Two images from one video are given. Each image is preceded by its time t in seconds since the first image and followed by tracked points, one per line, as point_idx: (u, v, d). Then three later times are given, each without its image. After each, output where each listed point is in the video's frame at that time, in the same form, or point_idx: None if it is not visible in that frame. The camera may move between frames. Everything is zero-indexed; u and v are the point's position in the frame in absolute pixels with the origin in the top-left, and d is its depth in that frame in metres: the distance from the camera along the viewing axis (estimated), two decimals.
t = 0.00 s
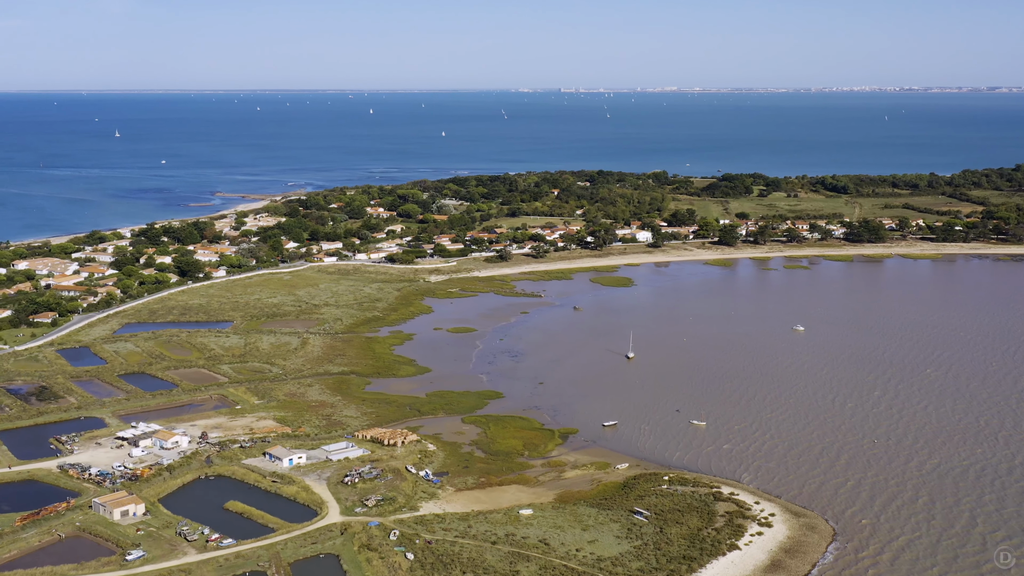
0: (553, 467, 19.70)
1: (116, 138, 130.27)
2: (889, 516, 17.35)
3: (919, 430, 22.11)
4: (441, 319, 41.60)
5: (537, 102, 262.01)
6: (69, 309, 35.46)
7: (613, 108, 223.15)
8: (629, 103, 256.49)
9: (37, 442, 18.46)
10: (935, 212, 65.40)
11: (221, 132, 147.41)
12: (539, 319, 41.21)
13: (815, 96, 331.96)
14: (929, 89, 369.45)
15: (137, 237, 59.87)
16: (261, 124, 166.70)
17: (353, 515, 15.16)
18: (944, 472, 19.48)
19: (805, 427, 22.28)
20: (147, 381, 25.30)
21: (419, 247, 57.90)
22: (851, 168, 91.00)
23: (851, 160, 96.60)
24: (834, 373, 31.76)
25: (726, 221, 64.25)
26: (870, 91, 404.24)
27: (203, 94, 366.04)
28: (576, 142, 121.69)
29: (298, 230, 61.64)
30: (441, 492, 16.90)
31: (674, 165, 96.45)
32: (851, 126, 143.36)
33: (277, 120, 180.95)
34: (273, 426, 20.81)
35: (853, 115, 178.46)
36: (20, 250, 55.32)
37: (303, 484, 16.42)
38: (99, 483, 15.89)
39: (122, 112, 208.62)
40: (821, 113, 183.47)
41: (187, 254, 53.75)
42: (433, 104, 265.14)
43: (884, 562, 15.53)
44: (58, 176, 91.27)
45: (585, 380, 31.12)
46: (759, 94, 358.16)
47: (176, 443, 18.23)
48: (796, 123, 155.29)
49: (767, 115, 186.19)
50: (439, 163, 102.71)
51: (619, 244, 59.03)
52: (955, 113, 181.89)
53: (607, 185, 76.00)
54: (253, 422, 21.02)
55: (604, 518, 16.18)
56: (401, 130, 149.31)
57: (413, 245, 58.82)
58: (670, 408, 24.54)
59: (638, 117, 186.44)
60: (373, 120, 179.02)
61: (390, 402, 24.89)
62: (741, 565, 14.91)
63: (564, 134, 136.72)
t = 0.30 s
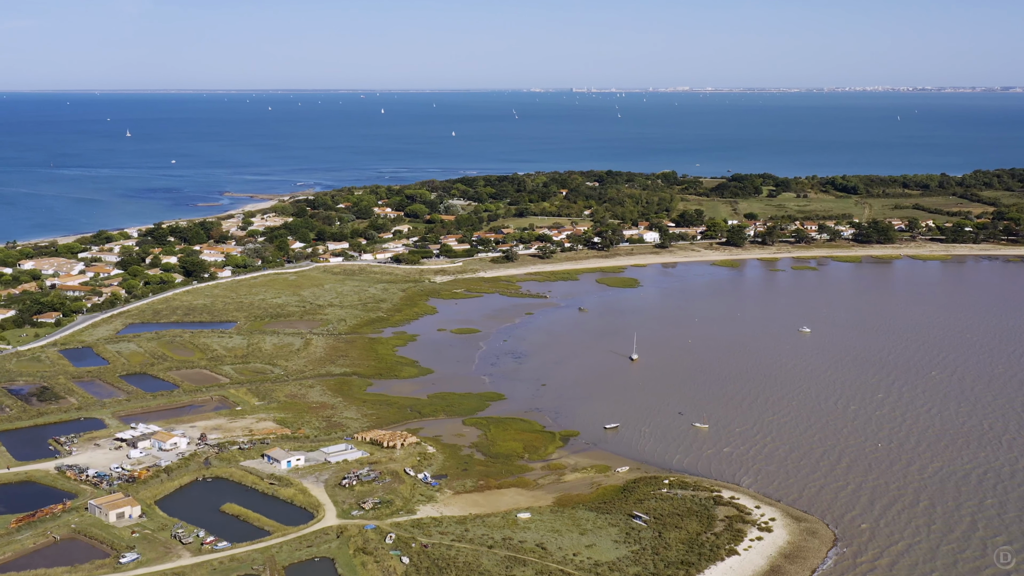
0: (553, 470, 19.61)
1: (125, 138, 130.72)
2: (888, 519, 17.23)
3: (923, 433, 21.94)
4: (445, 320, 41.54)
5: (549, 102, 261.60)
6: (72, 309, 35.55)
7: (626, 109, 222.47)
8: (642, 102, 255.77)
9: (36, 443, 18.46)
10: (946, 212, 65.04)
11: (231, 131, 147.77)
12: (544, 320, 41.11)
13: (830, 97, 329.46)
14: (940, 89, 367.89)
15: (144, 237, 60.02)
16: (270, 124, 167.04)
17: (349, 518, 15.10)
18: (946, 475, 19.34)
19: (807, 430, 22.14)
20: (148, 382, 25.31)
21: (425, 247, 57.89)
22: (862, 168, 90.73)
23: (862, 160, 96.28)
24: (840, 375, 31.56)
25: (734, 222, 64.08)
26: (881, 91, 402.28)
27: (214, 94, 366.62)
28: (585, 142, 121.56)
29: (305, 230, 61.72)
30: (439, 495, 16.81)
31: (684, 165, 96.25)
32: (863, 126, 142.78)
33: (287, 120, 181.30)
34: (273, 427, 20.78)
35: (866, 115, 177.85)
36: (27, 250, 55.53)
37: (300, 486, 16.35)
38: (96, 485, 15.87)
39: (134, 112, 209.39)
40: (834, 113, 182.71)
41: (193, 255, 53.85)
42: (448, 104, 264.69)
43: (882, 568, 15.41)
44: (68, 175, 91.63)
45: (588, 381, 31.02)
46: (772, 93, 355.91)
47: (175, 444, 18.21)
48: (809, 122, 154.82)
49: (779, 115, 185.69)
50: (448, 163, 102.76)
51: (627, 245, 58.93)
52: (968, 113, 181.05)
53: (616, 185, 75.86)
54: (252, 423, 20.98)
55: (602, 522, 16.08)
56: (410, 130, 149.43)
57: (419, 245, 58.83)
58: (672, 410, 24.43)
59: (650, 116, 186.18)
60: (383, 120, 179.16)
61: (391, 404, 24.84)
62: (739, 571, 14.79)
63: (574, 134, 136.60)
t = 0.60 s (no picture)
0: (552, 473, 19.52)
1: (136, 138, 131.33)
2: (889, 523, 17.10)
3: (926, 436, 21.77)
4: (449, 321, 41.47)
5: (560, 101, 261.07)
6: (76, 309, 35.63)
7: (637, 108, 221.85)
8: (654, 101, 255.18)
9: (34, 444, 18.45)
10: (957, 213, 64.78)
11: (240, 131, 148.18)
12: (548, 321, 40.99)
13: (841, 97, 328.51)
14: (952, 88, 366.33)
15: (151, 237, 60.16)
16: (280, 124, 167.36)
17: (345, 521, 15.03)
18: (949, 479, 19.20)
19: (810, 433, 21.98)
20: (150, 383, 25.33)
21: (431, 248, 57.88)
22: (873, 168, 90.39)
23: (873, 160, 96.00)
24: (845, 377, 31.38)
25: (743, 222, 63.90)
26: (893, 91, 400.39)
27: (225, 95, 367.96)
28: (595, 142, 121.43)
29: (311, 230, 61.77)
30: (437, 498, 16.72)
31: (694, 165, 96.06)
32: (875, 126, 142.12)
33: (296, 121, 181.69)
34: (273, 429, 20.75)
35: (878, 115, 177.19)
36: (33, 250, 55.72)
37: (298, 489, 16.31)
38: (93, 487, 15.84)
39: (145, 111, 209.63)
40: (846, 113, 181.96)
41: (198, 255, 53.96)
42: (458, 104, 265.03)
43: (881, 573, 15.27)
44: (77, 175, 92.00)
45: (591, 383, 30.91)
46: (783, 92, 354.87)
47: (173, 446, 18.18)
48: (820, 122, 154.47)
49: (790, 114, 185.21)
50: (456, 163, 102.82)
51: (634, 245, 58.80)
52: (982, 113, 180.15)
53: (624, 185, 75.73)
54: (252, 424, 20.94)
55: (601, 527, 15.97)
56: (420, 130, 149.57)
57: (426, 245, 58.83)
58: (675, 413, 24.28)
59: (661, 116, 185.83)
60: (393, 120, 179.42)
61: (392, 405, 24.79)
62: None
63: (584, 134, 136.60)
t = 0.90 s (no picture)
0: (552, 476, 19.42)
1: (146, 138, 131.88)
2: (889, 528, 16.96)
3: (929, 439, 21.58)
4: (453, 322, 41.41)
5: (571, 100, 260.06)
6: (80, 309, 35.71)
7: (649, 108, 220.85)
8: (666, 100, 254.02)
9: (33, 445, 18.46)
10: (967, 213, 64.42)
11: (250, 130, 148.54)
12: (553, 322, 40.88)
13: (853, 97, 326.27)
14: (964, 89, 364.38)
15: (157, 237, 60.30)
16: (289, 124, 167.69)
17: (341, 524, 14.98)
18: (950, 483, 19.03)
19: (812, 436, 21.83)
20: (151, 383, 25.34)
21: (437, 248, 57.83)
22: (883, 168, 89.94)
23: (884, 160, 95.58)
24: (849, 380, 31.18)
25: (751, 222, 63.65)
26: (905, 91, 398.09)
27: (236, 95, 368.31)
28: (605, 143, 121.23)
29: (318, 230, 61.81)
30: (434, 501, 16.66)
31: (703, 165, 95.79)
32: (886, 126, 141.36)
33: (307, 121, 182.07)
34: (272, 430, 20.72)
35: (891, 114, 176.32)
36: (40, 250, 55.91)
37: (295, 491, 16.25)
38: (90, 488, 15.83)
39: (158, 111, 210.32)
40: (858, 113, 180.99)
41: (204, 255, 54.06)
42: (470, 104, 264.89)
43: None
44: (86, 174, 92.36)
45: (594, 385, 30.79)
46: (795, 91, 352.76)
47: (171, 448, 18.16)
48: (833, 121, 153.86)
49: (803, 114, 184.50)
50: (465, 162, 102.84)
51: (641, 246, 58.65)
52: (997, 113, 179.05)
53: (633, 185, 75.56)
54: (251, 426, 20.91)
55: (599, 530, 15.88)
56: (429, 130, 149.64)
57: (432, 245, 58.79)
58: (678, 415, 24.15)
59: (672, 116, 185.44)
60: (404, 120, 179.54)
61: (393, 407, 24.72)
62: None
63: (594, 134, 136.46)
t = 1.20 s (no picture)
0: (551, 479, 19.32)
1: (156, 138, 132.37)
2: (888, 532, 16.81)
3: (932, 443, 21.41)
4: (457, 322, 41.33)
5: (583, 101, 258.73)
6: (84, 309, 35.81)
7: (661, 108, 219.67)
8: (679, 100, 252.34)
9: (32, 446, 18.46)
10: (978, 214, 64.03)
11: (260, 130, 148.88)
12: (558, 323, 40.75)
13: (868, 98, 323.45)
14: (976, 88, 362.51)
15: (164, 237, 60.42)
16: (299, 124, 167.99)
17: (338, 527, 14.92)
18: (952, 486, 18.89)
19: (814, 439, 21.67)
20: (152, 384, 25.31)
21: (444, 248, 57.77)
22: (895, 168, 89.45)
23: (896, 160, 95.12)
24: (854, 382, 31.02)
25: (760, 222, 63.39)
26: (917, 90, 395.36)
27: (247, 95, 368.74)
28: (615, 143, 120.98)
29: (324, 231, 61.85)
30: (432, 504, 16.58)
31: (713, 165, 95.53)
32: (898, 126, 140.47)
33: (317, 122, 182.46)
34: (272, 432, 20.68)
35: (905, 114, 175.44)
36: (47, 249, 56.08)
37: (292, 493, 16.21)
38: (87, 489, 15.81)
39: (170, 112, 211.05)
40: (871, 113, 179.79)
41: (210, 255, 54.14)
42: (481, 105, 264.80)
43: None
44: (96, 174, 92.76)
45: (598, 387, 30.67)
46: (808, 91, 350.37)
47: (170, 449, 18.13)
48: (845, 121, 153.30)
49: (815, 113, 183.79)
50: (474, 163, 102.82)
51: (648, 246, 58.46)
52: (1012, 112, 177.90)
53: (641, 185, 75.35)
54: (251, 427, 20.88)
55: (597, 534, 15.78)
56: (439, 130, 149.69)
57: (439, 245, 58.77)
58: (680, 417, 24.00)
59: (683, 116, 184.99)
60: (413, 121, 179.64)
61: (394, 408, 24.66)
62: None
63: (604, 134, 136.23)
